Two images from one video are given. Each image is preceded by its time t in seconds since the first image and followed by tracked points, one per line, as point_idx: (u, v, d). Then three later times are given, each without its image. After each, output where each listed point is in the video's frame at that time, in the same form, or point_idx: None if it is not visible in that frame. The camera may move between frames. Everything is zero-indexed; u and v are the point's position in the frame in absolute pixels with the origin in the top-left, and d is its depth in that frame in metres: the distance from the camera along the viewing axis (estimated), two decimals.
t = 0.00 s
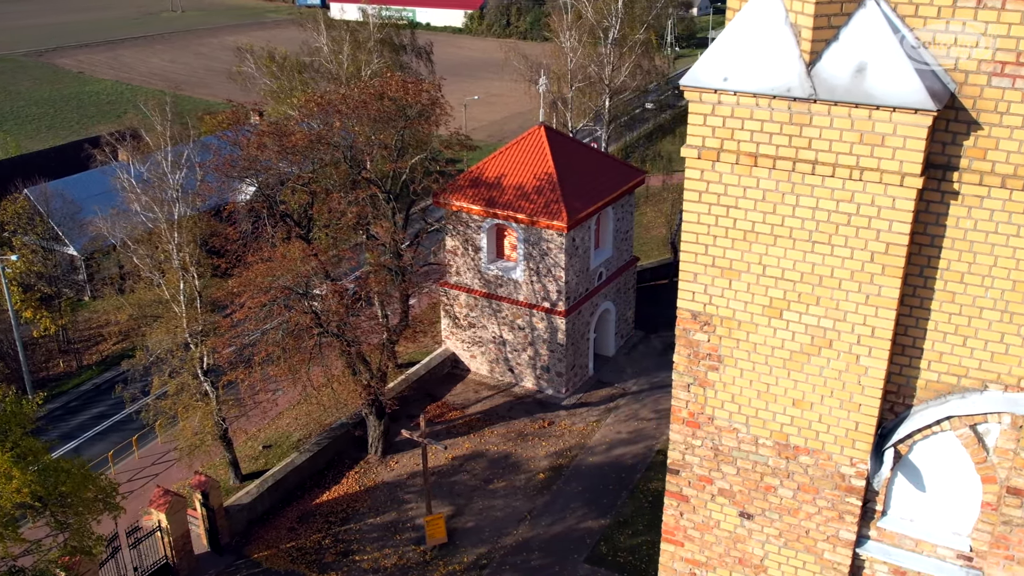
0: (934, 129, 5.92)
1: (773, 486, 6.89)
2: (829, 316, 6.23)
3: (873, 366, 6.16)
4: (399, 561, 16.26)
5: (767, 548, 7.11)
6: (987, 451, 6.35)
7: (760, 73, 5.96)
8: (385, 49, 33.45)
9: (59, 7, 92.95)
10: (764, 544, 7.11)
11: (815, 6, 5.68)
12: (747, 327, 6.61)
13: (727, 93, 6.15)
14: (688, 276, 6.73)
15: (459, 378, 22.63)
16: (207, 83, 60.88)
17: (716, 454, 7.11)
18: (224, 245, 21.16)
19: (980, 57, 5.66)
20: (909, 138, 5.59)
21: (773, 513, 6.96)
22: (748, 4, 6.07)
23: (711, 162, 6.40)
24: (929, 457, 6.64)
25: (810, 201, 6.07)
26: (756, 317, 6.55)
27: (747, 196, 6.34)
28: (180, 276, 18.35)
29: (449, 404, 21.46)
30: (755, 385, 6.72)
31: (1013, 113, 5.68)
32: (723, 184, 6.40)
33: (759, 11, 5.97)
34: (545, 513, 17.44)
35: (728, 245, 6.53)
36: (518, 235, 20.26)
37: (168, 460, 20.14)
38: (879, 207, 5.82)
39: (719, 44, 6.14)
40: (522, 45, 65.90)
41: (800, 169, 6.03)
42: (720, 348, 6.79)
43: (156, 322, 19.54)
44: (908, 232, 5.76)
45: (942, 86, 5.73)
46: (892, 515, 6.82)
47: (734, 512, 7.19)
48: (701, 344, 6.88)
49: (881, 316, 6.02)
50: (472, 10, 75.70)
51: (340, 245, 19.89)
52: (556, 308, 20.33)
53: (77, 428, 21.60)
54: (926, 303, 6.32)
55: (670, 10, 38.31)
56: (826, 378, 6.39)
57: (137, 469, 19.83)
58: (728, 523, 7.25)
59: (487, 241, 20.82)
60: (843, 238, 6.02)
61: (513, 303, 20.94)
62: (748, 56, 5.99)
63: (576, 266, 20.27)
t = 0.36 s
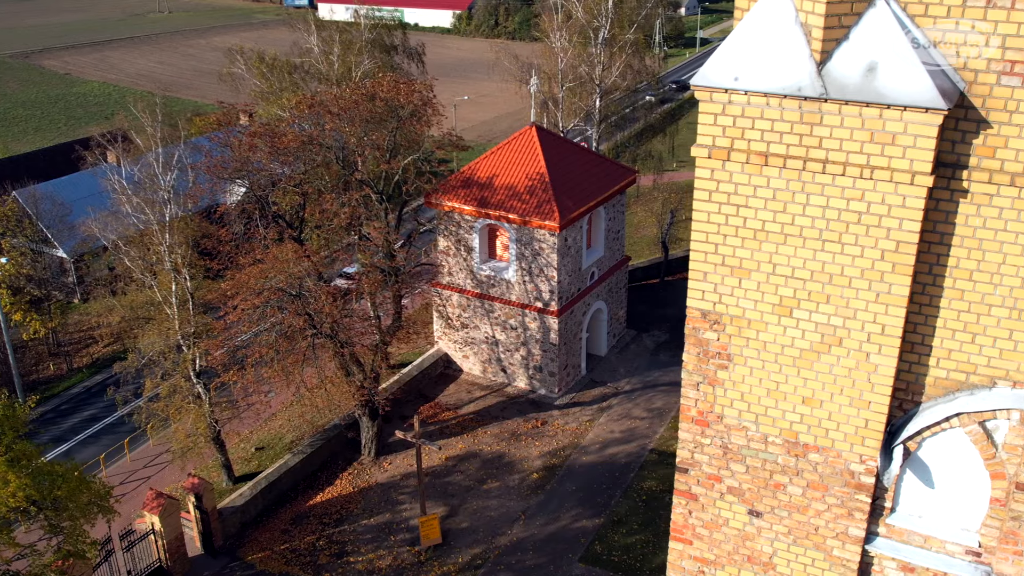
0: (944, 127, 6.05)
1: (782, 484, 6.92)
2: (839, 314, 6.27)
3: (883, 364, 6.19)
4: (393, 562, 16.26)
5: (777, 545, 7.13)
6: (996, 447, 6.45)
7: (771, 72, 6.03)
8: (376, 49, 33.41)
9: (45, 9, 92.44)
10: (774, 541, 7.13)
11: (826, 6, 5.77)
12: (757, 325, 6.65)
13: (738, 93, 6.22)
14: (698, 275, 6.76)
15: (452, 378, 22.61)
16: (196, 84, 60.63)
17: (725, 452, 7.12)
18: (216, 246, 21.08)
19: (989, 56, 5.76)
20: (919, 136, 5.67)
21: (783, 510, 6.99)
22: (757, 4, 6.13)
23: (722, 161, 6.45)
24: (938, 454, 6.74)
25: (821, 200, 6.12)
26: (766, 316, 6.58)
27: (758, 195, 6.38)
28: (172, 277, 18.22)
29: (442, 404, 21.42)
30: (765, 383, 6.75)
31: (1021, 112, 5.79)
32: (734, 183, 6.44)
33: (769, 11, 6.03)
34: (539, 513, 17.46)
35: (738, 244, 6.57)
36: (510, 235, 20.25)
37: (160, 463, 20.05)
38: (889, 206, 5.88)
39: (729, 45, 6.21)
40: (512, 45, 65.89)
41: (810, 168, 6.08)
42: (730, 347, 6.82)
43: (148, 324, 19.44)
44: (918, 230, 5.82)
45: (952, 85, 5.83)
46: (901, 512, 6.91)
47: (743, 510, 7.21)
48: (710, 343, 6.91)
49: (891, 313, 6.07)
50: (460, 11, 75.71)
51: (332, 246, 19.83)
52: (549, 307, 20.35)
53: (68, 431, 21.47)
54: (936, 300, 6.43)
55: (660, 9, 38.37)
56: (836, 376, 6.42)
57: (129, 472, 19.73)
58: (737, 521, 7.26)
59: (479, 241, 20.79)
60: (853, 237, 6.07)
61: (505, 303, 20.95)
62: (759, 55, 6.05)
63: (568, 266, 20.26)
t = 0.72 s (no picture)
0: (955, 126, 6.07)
1: (793, 481, 6.94)
2: (851, 312, 6.28)
3: (894, 361, 6.22)
4: (388, 563, 16.24)
5: (787, 542, 7.15)
6: (1007, 443, 6.49)
7: (784, 72, 6.02)
8: (368, 50, 33.38)
9: (32, 10, 91.95)
10: (784, 538, 7.15)
11: (839, 6, 5.78)
12: (769, 323, 6.65)
13: (750, 93, 6.20)
14: (710, 274, 6.75)
15: (445, 379, 22.60)
16: (184, 86, 60.40)
17: (736, 450, 7.14)
18: (209, 248, 21.00)
19: (1000, 56, 5.80)
20: (932, 135, 5.68)
21: (794, 507, 7.01)
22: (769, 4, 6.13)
23: (734, 160, 6.43)
24: (948, 451, 6.75)
25: (833, 198, 6.12)
26: (778, 313, 6.58)
27: (770, 195, 6.37)
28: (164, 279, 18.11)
29: (435, 405, 21.41)
30: (776, 381, 6.76)
31: None
32: (746, 182, 6.43)
33: (781, 11, 6.04)
34: (533, 513, 17.46)
35: (750, 243, 6.55)
36: (502, 234, 20.25)
37: (153, 465, 19.97)
38: (902, 204, 5.89)
39: (741, 45, 6.19)
40: (502, 45, 65.89)
41: (823, 167, 6.07)
42: (741, 345, 6.83)
43: (141, 326, 19.33)
44: (931, 228, 5.84)
45: (964, 84, 5.86)
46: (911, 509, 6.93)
47: (753, 508, 7.24)
48: (722, 342, 6.93)
49: (903, 311, 6.08)
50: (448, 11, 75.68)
51: (325, 246, 19.79)
52: (541, 307, 20.37)
53: (60, 434, 21.36)
54: (946, 298, 6.43)
55: (650, 9, 38.40)
56: (848, 374, 6.44)
57: (122, 475, 19.64)
58: (748, 519, 7.29)
59: (472, 242, 20.78)
60: (866, 235, 6.06)
61: (498, 303, 20.96)
62: (772, 55, 6.05)
63: (561, 266, 20.30)
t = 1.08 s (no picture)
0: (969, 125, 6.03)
1: (806, 479, 6.90)
2: (865, 310, 6.24)
3: (908, 359, 6.17)
4: (383, 564, 16.22)
5: (799, 540, 7.12)
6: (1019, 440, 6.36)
7: (799, 72, 5.97)
8: (360, 51, 33.36)
9: (19, 11, 91.42)
10: (796, 536, 7.12)
11: (853, 5, 5.74)
12: (782, 322, 6.61)
13: (765, 92, 6.16)
14: (723, 274, 6.72)
15: (438, 379, 22.57)
16: (172, 86, 60.20)
17: (748, 449, 7.10)
18: (201, 249, 20.92)
19: (1014, 55, 5.77)
20: (947, 135, 5.65)
21: (806, 505, 6.97)
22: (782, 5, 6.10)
23: (748, 160, 6.39)
24: (960, 447, 6.69)
25: (847, 197, 6.08)
26: (791, 312, 6.54)
27: (784, 194, 6.33)
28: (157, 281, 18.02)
29: (429, 405, 21.40)
30: (789, 380, 6.72)
31: None
32: (760, 182, 6.39)
33: (795, 11, 6.01)
34: (528, 513, 17.46)
35: (763, 242, 6.52)
36: (495, 235, 20.25)
37: (146, 468, 19.88)
38: (916, 202, 5.87)
39: (756, 45, 6.14)
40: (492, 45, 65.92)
41: (838, 166, 6.03)
42: (754, 344, 6.79)
43: (133, 328, 19.22)
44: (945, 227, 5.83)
45: (978, 84, 5.83)
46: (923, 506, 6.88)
47: (765, 506, 7.20)
48: (734, 341, 6.88)
49: (917, 309, 6.04)
50: (437, 11, 75.64)
51: (318, 247, 19.74)
52: (534, 308, 20.37)
53: (52, 437, 21.26)
54: (958, 296, 6.40)
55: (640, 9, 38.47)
56: (861, 372, 6.40)
57: (114, 478, 19.55)
58: (760, 517, 7.26)
59: (464, 242, 20.79)
60: (879, 233, 6.03)
61: (491, 304, 20.95)
62: (786, 55, 6.01)
63: (554, 266, 20.31)
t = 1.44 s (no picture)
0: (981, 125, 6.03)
1: (818, 478, 6.89)
2: (878, 309, 6.24)
3: (921, 358, 6.20)
4: (378, 565, 16.20)
5: (811, 538, 7.12)
6: None
7: (813, 72, 5.95)
8: (351, 51, 33.31)
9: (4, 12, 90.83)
10: (808, 534, 7.12)
11: (869, 6, 5.73)
12: (795, 322, 6.59)
13: (779, 93, 6.11)
14: (736, 273, 6.70)
15: (431, 380, 22.54)
16: (160, 88, 59.92)
17: (760, 447, 7.07)
18: (194, 251, 20.82)
19: None
20: (961, 135, 5.66)
21: (818, 504, 6.96)
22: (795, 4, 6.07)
23: (762, 160, 6.36)
24: (972, 444, 6.71)
25: (861, 197, 6.07)
26: (804, 312, 6.52)
27: (798, 194, 6.30)
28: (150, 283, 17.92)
29: (422, 406, 21.38)
30: (802, 379, 6.69)
31: None
32: (774, 182, 6.36)
33: (809, 11, 5.99)
34: (523, 513, 17.47)
35: (777, 242, 6.49)
36: (488, 235, 20.25)
37: (139, 470, 19.81)
38: (929, 202, 5.88)
39: (769, 45, 6.10)
40: (481, 45, 65.92)
41: (852, 166, 6.02)
42: (767, 343, 6.76)
43: (126, 331, 19.12)
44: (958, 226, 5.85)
45: (991, 84, 5.82)
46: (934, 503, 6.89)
47: (777, 505, 7.18)
48: (747, 340, 6.85)
49: (930, 308, 6.07)
50: (426, 12, 75.59)
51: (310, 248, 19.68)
52: (527, 308, 20.39)
53: (43, 441, 21.13)
54: (970, 295, 6.41)
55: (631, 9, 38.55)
56: (874, 371, 6.41)
57: (107, 481, 19.46)
58: (771, 516, 7.24)
59: (457, 242, 20.77)
60: (893, 233, 6.04)
61: (484, 304, 20.94)
62: (801, 55, 5.97)
63: (546, 266, 20.33)
